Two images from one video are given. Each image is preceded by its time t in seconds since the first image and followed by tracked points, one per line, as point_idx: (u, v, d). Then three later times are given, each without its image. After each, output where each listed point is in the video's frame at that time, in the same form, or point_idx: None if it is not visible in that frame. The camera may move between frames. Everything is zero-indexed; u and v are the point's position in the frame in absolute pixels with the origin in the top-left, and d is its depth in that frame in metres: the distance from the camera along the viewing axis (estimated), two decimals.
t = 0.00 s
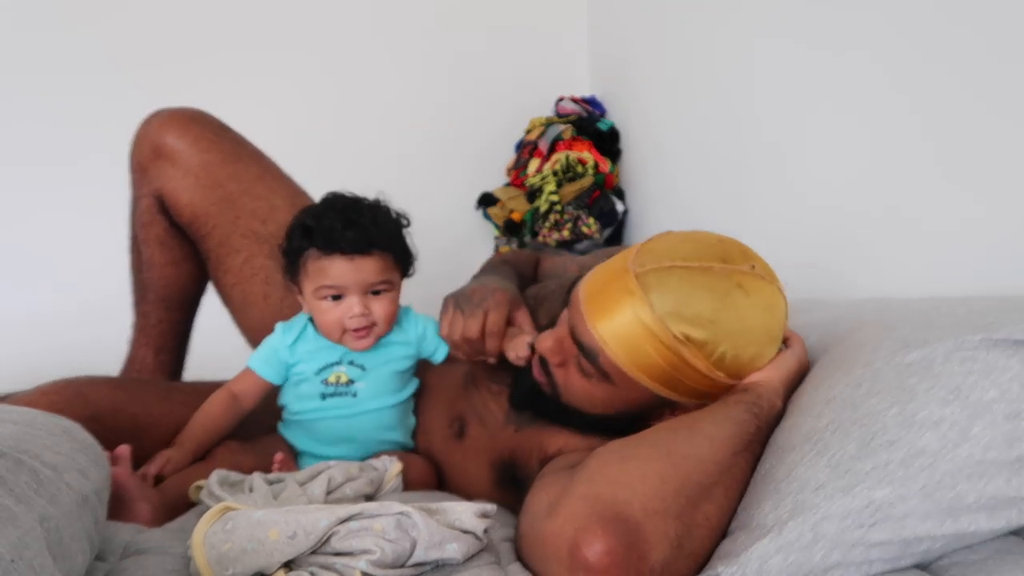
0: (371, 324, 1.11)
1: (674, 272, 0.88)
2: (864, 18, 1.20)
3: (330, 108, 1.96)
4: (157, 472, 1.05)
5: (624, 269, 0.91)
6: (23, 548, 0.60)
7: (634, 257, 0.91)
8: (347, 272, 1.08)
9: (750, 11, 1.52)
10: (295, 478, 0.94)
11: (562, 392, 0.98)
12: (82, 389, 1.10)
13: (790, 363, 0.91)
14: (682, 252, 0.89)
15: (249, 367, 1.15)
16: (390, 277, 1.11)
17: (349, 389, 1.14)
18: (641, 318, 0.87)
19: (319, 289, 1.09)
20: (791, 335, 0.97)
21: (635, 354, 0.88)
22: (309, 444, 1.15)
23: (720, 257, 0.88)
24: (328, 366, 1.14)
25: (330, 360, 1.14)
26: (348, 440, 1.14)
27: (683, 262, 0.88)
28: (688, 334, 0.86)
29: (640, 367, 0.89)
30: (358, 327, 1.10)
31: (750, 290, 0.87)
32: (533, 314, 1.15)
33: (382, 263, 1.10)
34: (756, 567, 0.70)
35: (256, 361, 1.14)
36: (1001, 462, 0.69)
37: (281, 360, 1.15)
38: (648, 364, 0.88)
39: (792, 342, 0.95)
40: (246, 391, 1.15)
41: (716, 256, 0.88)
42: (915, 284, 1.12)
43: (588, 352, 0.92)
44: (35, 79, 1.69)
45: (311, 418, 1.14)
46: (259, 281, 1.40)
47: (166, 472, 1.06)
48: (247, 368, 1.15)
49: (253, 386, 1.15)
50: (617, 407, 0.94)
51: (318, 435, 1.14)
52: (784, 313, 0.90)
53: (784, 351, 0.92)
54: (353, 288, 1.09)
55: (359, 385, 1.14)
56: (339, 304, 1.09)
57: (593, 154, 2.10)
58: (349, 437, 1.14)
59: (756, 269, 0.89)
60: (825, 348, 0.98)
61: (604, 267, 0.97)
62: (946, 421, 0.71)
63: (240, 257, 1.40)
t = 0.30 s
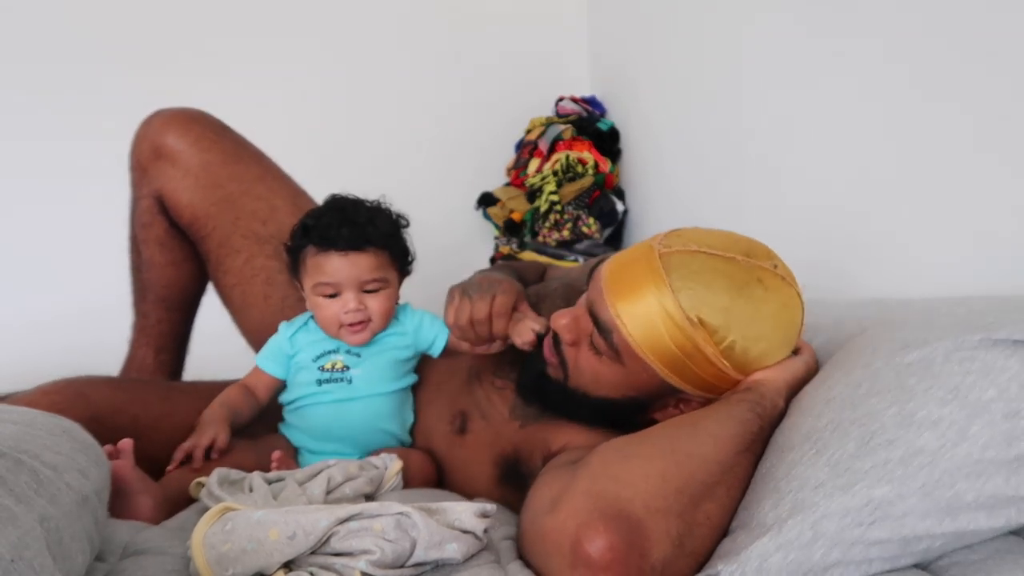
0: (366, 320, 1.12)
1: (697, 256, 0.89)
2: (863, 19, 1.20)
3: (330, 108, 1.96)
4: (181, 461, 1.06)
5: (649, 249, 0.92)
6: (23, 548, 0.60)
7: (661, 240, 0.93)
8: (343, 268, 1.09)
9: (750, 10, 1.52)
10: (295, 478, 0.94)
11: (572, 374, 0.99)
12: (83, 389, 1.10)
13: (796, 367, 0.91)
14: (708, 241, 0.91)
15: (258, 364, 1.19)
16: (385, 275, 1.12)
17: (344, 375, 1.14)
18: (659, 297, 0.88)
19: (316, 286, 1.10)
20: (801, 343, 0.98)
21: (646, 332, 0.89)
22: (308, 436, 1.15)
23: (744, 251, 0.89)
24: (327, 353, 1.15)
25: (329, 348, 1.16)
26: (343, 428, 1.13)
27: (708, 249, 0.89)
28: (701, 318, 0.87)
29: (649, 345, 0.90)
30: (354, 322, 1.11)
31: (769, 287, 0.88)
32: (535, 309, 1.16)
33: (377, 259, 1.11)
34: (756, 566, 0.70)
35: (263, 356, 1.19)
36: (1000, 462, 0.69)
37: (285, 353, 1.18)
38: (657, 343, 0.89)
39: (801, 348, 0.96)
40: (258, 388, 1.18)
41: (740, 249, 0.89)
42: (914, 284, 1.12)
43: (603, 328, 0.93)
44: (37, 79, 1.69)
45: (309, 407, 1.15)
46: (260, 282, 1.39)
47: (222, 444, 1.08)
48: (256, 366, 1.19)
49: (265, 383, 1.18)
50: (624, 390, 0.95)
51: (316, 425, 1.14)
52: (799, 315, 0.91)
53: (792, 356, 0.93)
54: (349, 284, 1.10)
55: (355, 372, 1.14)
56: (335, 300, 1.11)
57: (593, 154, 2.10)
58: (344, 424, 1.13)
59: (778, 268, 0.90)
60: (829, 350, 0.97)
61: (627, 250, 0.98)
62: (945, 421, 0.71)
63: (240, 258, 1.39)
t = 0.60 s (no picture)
0: (353, 337, 1.08)
1: (693, 256, 0.89)
2: (865, 20, 1.20)
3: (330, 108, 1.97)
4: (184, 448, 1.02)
5: (645, 248, 0.92)
6: (23, 548, 0.60)
7: (656, 239, 0.93)
8: (324, 288, 1.04)
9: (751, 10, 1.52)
10: (295, 478, 0.94)
11: (566, 375, 0.98)
12: (83, 390, 1.10)
13: (793, 365, 0.91)
14: (703, 240, 0.91)
15: (246, 368, 1.15)
16: (370, 291, 1.07)
17: (341, 391, 1.12)
18: (656, 297, 0.89)
19: (299, 304, 1.06)
20: (795, 342, 0.98)
21: (644, 332, 0.89)
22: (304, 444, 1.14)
23: (739, 249, 0.90)
24: (320, 369, 1.12)
25: (321, 363, 1.12)
26: (341, 441, 1.12)
27: (704, 248, 0.89)
28: (699, 318, 0.87)
29: (647, 345, 0.90)
30: (341, 340, 1.07)
31: (766, 285, 0.88)
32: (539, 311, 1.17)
33: (360, 277, 1.05)
34: (756, 566, 0.70)
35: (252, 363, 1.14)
36: (1000, 462, 0.69)
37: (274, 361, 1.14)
38: (656, 343, 0.89)
39: (795, 347, 0.96)
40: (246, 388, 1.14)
41: (736, 248, 0.90)
42: (915, 285, 1.12)
43: (598, 327, 0.93)
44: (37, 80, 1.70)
45: (305, 419, 1.13)
46: (259, 282, 1.39)
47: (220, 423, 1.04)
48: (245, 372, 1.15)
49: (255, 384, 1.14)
50: (620, 390, 0.95)
51: (313, 437, 1.13)
52: (794, 310, 0.92)
53: (788, 354, 0.93)
54: (332, 303, 1.05)
55: (351, 386, 1.12)
56: (320, 318, 1.06)
57: (593, 154, 2.09)
58: (342, 438, 1.12)
59: (773, 266, 0.91)
60: (827, 351, 0.97)
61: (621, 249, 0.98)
62: (945, 420, 0.71)
63: (239, 259, 1.39)
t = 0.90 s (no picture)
0: (352, 345, 1.07)
1: (675, 258, 0.89)
2: (864, 19, 1.20)
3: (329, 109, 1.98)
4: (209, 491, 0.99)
5: (626, 256, 0.92)
6: (23, 548, 0.60)
7: (636, 244, 0.93)
8: (324, 296, 1.03)
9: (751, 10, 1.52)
10: (295, 478, 0.94)
11: (562, 392, 0.97)
12: (82, 389, 1.10)
13: (786, 357, 0.91)
14: (682, 240, 0.91)
15: (258, 379, 1.11)
16: (370, 298, 1.07)
17: (345, 397, 1.12)
18: (644, 304, 0.88)
19: (298, 311, 1.05)
20: (784, 332, 0.99)
21: (637, 340, 0.89)
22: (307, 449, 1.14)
23: (720, 246, 0.89)
24: (324, 376, 1.12)
25: (325, 370, 1.12)
26: (345, 445, 1.13)
27: (684, 249, 0.89)
28: (690, 319, 0.87)
29: (641, 353, 0.90)
30: (339, 348, 1.06)
31: (750, 279, 0.88)
32: (530, 312, 1.16)
33: (360, 285, 1.05)
34: (756, 566, 0.70)
35: (263, 372, 1.11)
36: (1001, 461, 0.69)
37: (283, 368, 1.12)
38: (649, 350, 0.89)
39: (785, 339, 0.97)
40: (261, 408, 1.11)
41: (716, 245, 0.89)
42: (915, 284, 1.12)
43: (590, 343, 0.93)
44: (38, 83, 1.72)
45: (308, 424, 1.13)
46: (258, 284, 1.39)
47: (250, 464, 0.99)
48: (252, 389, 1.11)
49: (263, 397, 1.11)
50: (617, 404, 0.95)
51: (317, 442, 1.13)
52: (782, 300, 0.92)
53: (779, 346, 0.94)
54: (331, 311, 1.05)
55: (356, 391, 1.12)
56: (319, 326, 1.05)
57: (593, 154, 2.09)
58: (346, 442, 1.12)
59: (756, 258, 0.90)
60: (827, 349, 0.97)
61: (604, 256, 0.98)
62: (947, 420, 0.71)
63: (239, 260, 1.39)
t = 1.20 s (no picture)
0: (352, 345, 1.07)
1: (685, 259, 0.89)
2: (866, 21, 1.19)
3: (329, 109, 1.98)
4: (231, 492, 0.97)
5: (635, 255, 0.92)
6: (23, 549, 0.60)
7: (646, 245, 0.93)
8: (330, 294, 1.03)
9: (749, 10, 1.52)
10: (295, 479, 0.94)
11: (566, 387, 0.97)
12: (83, 389, 1.10)
13: (792, 362, 0.91)
14: (693, 242, 0.91)
15: (261, 380, 1.10)
16: (374, 300, 1.07)
17: (347, 396, 1.12)
18: (652, 303, 0.88)
19: (302, 308, 1.05)
20: (790, 334, 0.98)
21: (642, 339, 0.89)
22: (310, 446, 1.14)
23: (730, 249, 0.90)
24: (326, 376, 1.11)
25: (327, 369, 1.12)
26: (348, 443, 1.12)
27: (695, 250, 0.89)
28: (697, 322, 0.87)
29: (646, 352, 0.90)
30: (339, 348, 1.06)
31: (759, 283, 0.88)
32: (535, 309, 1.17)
33: (365, 286, 1.05)
34: (756, 566, 0.70)
35: (266, 372, 1.10)
36: (1001, 461, 0.69)
37: (287, 368, 1.11)
38: (655, 350, 0.89)
39: (792, 342, 0.97)
40: (268, 407, 1.09)
41: (726, 248, 0.89)
42: (917, 284, 1.12)
43: (595, 340, 0.93)
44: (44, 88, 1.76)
45: (310, 422, 1.13)
46: (259, 287, 1.39)
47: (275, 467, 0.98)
48: (256, 386, 1.10)
49: (267, 394, 1.10)
50: (622, 400, 0.95)
51: (319, 440, 1.13)
52: (789, 304, 0.92)
53: (785, 350, 0.93)
54: (335, 309, 1.04)
55: (357, 390, 1.12)
56: (322, 324, 1.05)
57: (593, 154, 2.11)
58: (348, 440, 1.12)
59: (765, 262, 0.91)
60: (827, 349, 0.97)
61: (612, 255, 0.97)
62: (946, 420, 0.71)
63: (238, 264, 1.39)
